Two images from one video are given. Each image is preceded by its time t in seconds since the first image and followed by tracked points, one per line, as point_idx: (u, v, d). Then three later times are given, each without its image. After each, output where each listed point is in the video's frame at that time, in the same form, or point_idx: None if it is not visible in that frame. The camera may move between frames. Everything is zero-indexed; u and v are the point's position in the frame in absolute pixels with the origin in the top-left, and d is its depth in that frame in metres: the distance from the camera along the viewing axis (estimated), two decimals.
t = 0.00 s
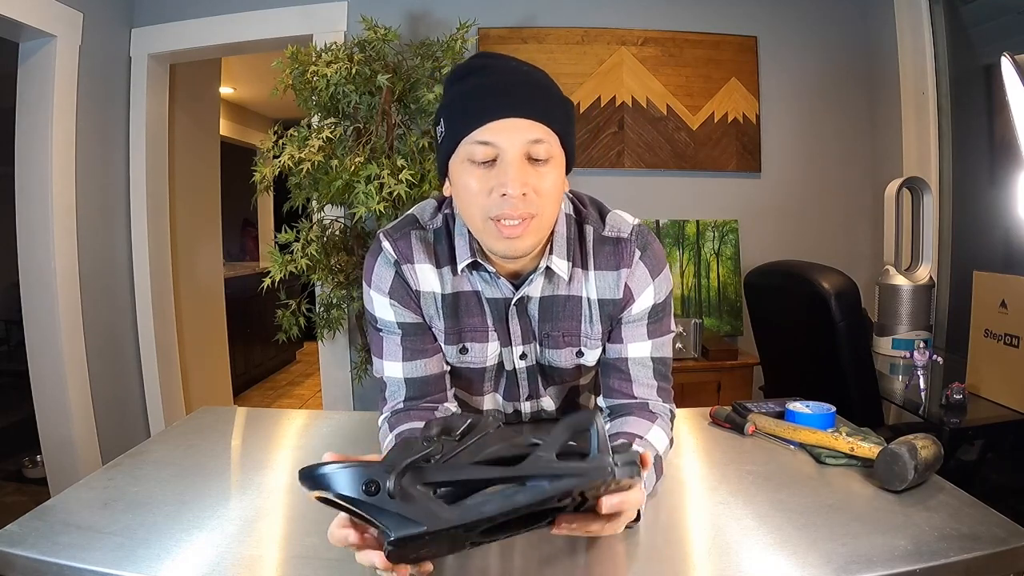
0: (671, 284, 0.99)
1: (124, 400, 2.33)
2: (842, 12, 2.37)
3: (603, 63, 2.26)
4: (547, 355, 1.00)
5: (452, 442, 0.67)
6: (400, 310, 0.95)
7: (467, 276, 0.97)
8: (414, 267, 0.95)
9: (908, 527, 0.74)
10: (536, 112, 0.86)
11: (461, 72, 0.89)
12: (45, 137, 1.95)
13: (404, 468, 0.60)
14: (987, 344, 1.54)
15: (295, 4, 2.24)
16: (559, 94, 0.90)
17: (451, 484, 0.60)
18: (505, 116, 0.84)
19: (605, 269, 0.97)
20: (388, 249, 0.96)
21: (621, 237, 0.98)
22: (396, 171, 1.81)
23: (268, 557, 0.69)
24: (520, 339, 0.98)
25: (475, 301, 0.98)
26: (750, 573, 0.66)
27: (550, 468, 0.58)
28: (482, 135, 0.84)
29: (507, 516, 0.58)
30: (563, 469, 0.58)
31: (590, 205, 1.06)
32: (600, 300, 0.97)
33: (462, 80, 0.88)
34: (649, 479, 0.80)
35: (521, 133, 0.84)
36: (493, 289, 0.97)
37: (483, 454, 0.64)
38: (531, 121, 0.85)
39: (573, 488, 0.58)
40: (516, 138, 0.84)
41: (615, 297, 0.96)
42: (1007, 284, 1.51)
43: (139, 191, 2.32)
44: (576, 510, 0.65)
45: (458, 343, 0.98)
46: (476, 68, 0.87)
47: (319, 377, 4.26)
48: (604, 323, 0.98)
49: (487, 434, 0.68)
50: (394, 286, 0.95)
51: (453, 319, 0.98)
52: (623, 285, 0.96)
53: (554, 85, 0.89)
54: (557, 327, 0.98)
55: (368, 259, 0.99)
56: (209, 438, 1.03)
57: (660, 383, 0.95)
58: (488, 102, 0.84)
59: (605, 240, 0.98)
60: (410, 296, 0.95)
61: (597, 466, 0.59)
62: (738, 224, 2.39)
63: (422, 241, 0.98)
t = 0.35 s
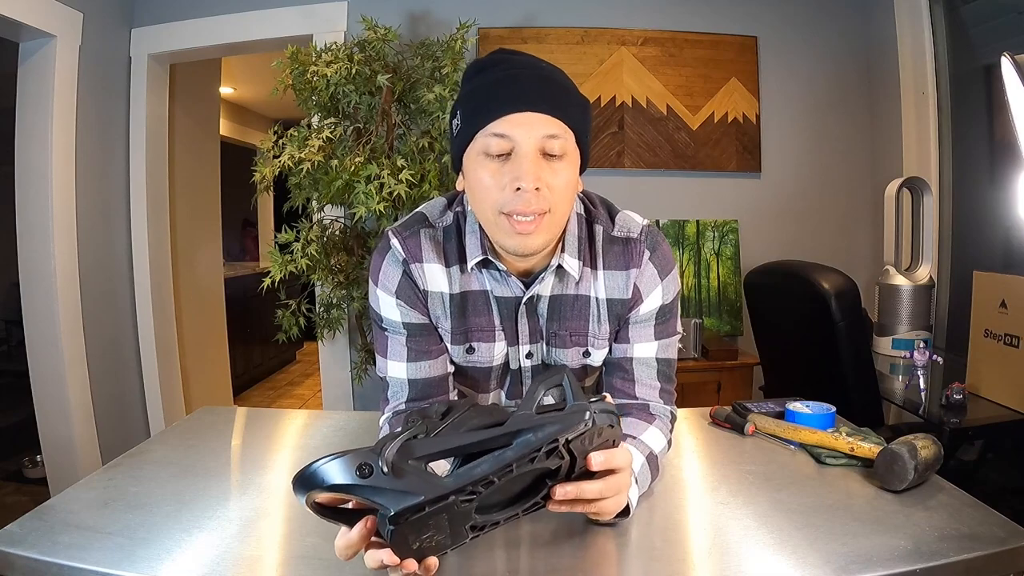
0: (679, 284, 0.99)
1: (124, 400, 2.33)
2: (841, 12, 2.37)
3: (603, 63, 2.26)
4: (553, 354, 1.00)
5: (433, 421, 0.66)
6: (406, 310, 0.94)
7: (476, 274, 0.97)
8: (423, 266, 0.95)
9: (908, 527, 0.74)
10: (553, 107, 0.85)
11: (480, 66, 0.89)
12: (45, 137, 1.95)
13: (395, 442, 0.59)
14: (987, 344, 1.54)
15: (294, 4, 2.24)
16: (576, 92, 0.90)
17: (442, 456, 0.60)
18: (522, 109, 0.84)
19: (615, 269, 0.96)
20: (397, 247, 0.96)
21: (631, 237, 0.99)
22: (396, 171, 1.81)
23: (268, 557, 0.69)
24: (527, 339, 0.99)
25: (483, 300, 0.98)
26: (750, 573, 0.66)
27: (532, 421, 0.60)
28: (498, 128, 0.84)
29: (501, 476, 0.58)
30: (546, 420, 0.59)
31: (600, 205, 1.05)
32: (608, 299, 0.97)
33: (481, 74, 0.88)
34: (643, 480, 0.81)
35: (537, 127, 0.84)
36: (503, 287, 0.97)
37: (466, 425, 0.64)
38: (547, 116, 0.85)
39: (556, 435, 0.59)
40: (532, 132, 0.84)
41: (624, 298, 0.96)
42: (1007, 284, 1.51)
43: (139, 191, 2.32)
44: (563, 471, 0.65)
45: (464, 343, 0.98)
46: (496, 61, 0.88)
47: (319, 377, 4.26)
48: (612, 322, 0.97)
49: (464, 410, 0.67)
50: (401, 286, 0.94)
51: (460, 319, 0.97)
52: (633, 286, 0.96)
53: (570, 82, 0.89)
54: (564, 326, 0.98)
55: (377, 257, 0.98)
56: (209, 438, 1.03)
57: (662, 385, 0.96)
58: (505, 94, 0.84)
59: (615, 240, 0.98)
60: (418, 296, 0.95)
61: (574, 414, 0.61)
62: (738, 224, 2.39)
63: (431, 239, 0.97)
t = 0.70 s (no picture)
0: (680, 283, 0.99)
1: (124, 400, 2.33)
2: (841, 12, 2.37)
3: (603, 63, 2.26)
4: (554, 353, 1.01)
5: (477, 438, 0.69)
6: (405, 310, 0.94)
7: (476, 273, 0.97)
8: (423, 266, 0.95)
9: (908, 527, 0.74)
10: (559, 98, 0.86)
11: (484, 62, 0.90)
12: (45, 136, 1.95)
13: (424, 461, 0.61)
14: (987, 344, 1.54)
15: (294, 4, 2.24)
16: (579, 90, 0.90)
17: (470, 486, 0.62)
18: (529, 99, 0.84)
19: (614, 268, 0.96)
20: (397, 246, 0.96)
21: (630, 236, 0.98)
22: (396, 170, 1.81)
23: (268, 557, 0.69)
24: (528, 338, 1.00)
25: (483, 300, 0.98)
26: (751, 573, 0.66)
27: (565, 491, 0.59)
28: (505, 118, 0.84)
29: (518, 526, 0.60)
30: (581, 496, 0.59)
31: (599, 204, 1.05)
32: (609, 299, 0.97)
33: (484, 69, 0.89)
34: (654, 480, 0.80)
35: (544, 117, 0.84)
36: (503, 285, 0.97)
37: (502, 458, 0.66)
38: (554, 107, 0.86)
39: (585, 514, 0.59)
40: (540, 121, 0.84)
41: (624, 297, 0.96)
42: (1007, 284, 1.51)
43: (139, 191, 2.32)
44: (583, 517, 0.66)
45: (464, 343, 0.98)
46: (500, 57, 0.88)
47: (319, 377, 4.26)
48: (612, 321, 0.98)
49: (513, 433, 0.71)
50: (400, 286, 0.94)
51: (460, 319, 0.97)
52: (633, 284, 0.96)
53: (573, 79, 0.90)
54: (565, 325, 0.98)
55: (376, 257, 0.98)
56: (209, 438, 1.03)
57: (664, 384, 0.95)
58: (513, 85, 0.84)
59: (614, 238, 0.98)
60: (417, 296, 0.95)
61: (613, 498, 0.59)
62: (738, 224, 2.39)
63: (432, 238, 0.97)
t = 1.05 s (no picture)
0: (680, 283, 0.99)
1: (124, 400, 2.33)
2: (841, 12, 2.37)
3: (603, 63, 2.26)
4: (554, 354, 1.01)
5: (478, 447, 0.66)
6: (403, 310, 0.94)
7: (474, 274, 0.97)
8: (421, 267, 0.95)
9: (908, 527, 0.74)
10: (549, 102, 0.86)
11: (477, 67, 0.90)
12: (45, 136, 1.95)
13: (421, 472, 0.60)
14: (987, 344, 1.54)
15: (295, 4, 2.24)
16: (572, 91, 0.90)
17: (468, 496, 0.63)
18: (516, 105, 0.84)
19: (613, 269, 0.96)
20: (395, 247, 0.96)
21: (628, 236, 0.98)
22: (396, 170, 1.80)
23: (268, 557, 0.69)
24: (526, 339, 0.99)
25: (481, 301, 0.98)
26: (750, 573, 0.66)
27: (560, 507, 0.60)
28: (493, 125, 0.84)
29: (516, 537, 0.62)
30: (578, 513, 0.61)
31: (598, 204, 1.05)
32: (608, 300, 0.96)
33: (476, 75, 0.89)
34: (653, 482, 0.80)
35: (533, 122, 0.84)
36: (501, 287, 0.97)
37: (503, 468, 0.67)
38: (542, 112, 0.85)
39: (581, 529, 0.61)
40: (528, 127, 0.84)
41: (624, 298, 0.96)
42: (1008, 283, 1.51)
43: (139, 191, 2.32)
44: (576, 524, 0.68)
45: (461, 344, 0.98)
46: (492, 61, 0.89)
47: (319, 377, 4.26)
48: (612, 322, 0.97)
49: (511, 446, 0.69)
50: (398, 287, 0.94)
51: (458, 320, 0.97)
52: (632, 285, 0.95)
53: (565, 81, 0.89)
54: (564, 326, 0.98)
55: (374, 257, 0.98)
56: (209, 438, 1.03)
57: (663, 385, 0.95)
58: (500, 92, 0.84)
59: (613, 239, 0.98)
60: (415, 296, 0.95)
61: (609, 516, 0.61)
62: (738, 224, 2.39)
63: (431, 239, 0.97)
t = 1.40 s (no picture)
0: (679, 283, 0.99)
1: (124, 400, 2.33)
2: (841, 12, 2.37)
3: (603, 63, 2.26)
4: (553, 355, 1.01)
5: (476, 441, 0.68)
6: (401, 310, 0.95)
7: (471, 273, 0.97)
8: (418, 267, 0.95)
9: (908, 527, 0.74)
10: (539, 98, 0.86)
11: (467, 67, 0.90)
12: (45, 137, 1.95)
13: (421, 463, 0.61)
14: (987, 344, 1.54)
15: (295, 4, 2.24)
16: (565, 89, 0.90)
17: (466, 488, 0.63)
18: (506, 102, 0.84)
19: (611, 268, 0.96)
20: (392, 247, 0.95)
21: (627, 236, 0.98)
22: (396, 170, 1.80)
23: (268, 557, 0.69)
24: (524, 339, 0.99)
25: (479, 301, 0.98)
26: (750, 573, 0.66)
27: (559, 496, 0.60)
28: (484, 122, 0.85)
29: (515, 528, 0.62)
30: (576, 500, 0.60)
31: (596, 204, 1.05)
32: (606, 299, 0.96)
33: (465, 75, 0.89)
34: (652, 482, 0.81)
35: (523, 118, 0.84)
36: (498, 287, 0.97)
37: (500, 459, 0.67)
38: (533, 107, 0.85)
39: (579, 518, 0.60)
40: (518, 123, 0.84)
41: (622, 297, 0.96)
42: (1008, 284, 1.51)
43: (139, 191, 2.32)
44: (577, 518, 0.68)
45: (460, 344, 0.98)
46: (481, 60, 0.89)
47: (318, 377, 4.26)
48: (611, 322, 0.97)
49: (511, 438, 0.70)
50: (396, 287, 0.94)
51: (456, 320, 0.97)
52: (631, 285, 0.95)
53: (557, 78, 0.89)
54: (563, 326, 0.98)
55: (372, 257, 0.99)
56: (209, 438, 1.03)
57: (663, 385, 0.95)
58: (490, 89, 0.85)
59: (611, 238, 0.98)
60: (413, 297, 0.95)
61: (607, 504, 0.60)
62: (738, 224, 2.39)
63: (428, 239, 0.97)
